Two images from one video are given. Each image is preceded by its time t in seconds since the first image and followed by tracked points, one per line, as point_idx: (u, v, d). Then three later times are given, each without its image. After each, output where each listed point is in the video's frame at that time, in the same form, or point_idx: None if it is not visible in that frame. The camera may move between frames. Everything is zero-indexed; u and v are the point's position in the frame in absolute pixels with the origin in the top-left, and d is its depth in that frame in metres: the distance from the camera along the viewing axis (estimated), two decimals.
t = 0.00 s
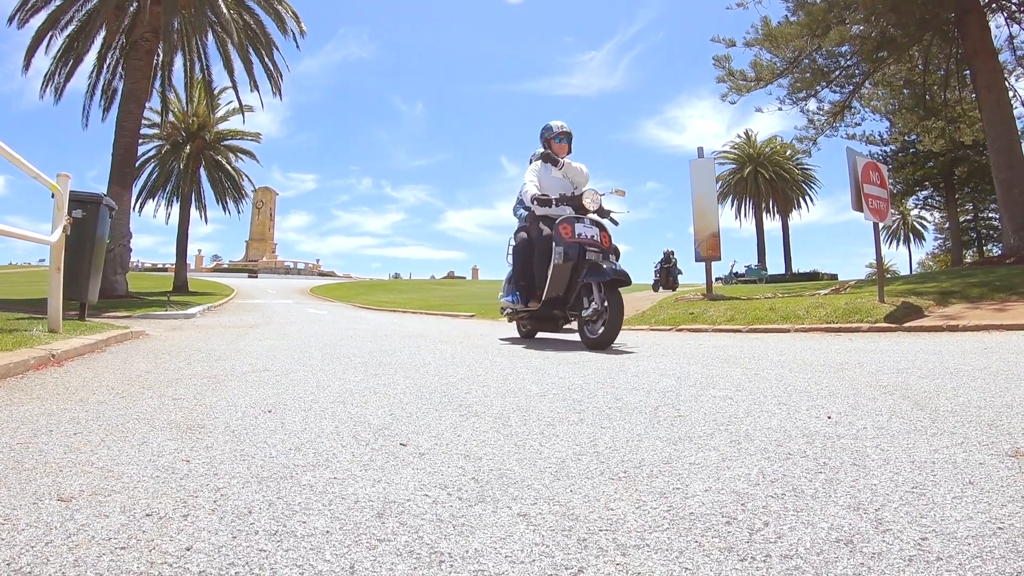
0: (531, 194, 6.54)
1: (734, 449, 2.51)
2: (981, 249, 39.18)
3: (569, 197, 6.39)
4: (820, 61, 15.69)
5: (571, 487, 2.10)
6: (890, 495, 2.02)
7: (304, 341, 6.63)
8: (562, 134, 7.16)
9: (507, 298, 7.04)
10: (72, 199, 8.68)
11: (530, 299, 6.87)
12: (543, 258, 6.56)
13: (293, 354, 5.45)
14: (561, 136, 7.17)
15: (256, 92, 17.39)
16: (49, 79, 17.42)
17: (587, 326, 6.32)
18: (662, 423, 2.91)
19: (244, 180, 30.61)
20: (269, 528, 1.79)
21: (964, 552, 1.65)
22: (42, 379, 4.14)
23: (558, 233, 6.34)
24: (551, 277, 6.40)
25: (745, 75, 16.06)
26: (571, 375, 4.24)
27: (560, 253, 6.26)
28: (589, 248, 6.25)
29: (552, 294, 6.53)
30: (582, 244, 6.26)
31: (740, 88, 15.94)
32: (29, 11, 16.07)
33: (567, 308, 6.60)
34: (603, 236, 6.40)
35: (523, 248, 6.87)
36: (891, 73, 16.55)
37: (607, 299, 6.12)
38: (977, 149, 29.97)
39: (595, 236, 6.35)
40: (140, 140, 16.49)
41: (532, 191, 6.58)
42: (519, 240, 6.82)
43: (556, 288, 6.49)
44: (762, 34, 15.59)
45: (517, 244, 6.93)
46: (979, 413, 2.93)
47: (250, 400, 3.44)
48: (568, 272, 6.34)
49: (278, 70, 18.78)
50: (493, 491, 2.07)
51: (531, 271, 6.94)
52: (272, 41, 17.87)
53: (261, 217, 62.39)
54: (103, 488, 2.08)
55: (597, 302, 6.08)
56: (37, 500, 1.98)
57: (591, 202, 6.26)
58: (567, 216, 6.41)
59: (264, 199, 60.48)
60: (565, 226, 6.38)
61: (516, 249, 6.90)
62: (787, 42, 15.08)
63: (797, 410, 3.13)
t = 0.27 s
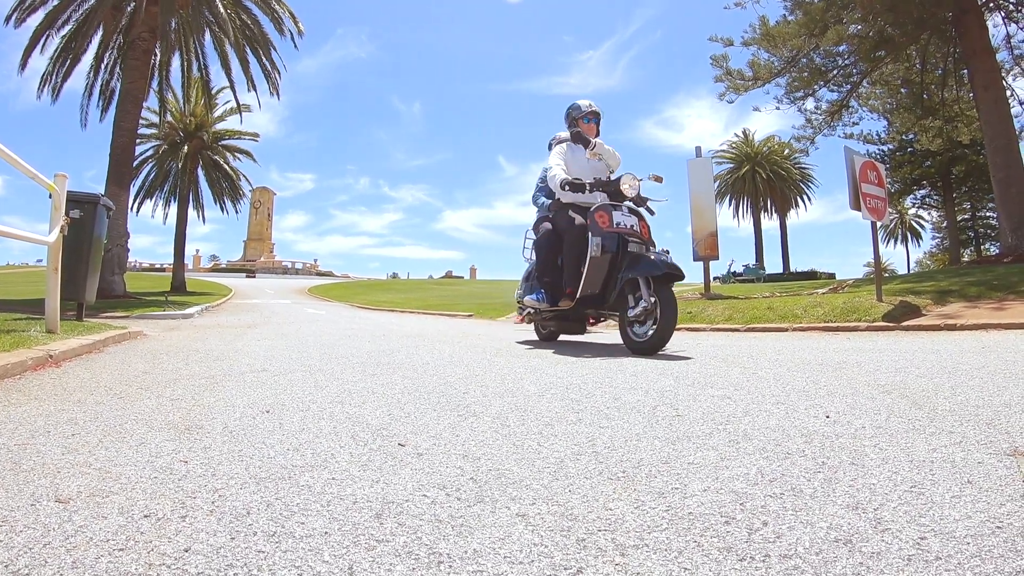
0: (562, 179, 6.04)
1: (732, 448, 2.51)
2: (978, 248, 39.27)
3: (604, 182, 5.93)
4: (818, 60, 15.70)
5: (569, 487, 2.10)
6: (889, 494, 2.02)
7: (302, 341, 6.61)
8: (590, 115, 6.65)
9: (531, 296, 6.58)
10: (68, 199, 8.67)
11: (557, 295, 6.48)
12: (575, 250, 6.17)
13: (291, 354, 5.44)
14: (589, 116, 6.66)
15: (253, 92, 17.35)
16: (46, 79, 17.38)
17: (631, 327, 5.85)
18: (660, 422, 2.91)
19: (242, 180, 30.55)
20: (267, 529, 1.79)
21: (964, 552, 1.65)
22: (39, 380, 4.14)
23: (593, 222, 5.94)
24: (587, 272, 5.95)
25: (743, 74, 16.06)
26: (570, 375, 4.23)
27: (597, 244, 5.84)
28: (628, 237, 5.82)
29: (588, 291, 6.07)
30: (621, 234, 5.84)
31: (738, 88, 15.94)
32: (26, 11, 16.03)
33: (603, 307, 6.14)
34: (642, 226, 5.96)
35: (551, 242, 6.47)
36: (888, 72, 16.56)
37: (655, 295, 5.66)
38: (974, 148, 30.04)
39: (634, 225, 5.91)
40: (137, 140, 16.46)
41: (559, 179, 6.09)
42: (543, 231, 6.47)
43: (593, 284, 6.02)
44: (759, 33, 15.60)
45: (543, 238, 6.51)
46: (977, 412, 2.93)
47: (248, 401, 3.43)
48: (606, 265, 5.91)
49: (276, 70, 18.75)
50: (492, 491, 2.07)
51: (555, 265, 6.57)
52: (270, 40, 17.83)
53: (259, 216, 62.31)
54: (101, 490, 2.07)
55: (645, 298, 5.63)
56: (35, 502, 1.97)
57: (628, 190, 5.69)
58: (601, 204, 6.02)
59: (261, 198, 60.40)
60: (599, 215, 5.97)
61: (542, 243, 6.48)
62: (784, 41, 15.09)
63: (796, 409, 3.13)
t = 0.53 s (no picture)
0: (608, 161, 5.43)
1: (732, 448, 2.51)
2: (975, 247, 39.33)
3: (653, 164, 5.31)
4: (816, 60, 15.71)
5: (569, 488, 2.10)
6: (888, 494, 2.02)
7: (301, 341, 6.61)
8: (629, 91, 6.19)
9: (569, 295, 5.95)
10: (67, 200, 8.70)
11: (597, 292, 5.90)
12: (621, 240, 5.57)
13: (290, 355, 5.43)
14: (628, 92, 6.19)
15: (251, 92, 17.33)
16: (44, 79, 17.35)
17: (693, 329, 5.24)
18: (659, 422, 2.91)
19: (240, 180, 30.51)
20: (266, 531, 1.78)
21: (963, 551, 1.65)
22: (38, 381, 4.14)
23: (645, 210, 5.32)
24: (638, 266, 5.31)
25: (741, 74, 16.07)
26: (569, 375, 4.23)
27: (650, 234, 5.23)
28: (685, 226, 5.27)
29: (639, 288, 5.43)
30: (676, 221, 5.27)
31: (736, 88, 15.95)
32: (23, 11, 16.00)
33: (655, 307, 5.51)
34: (694, 213, 5.42)
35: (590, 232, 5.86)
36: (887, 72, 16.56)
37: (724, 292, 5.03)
38: (971, 147, 30.07)
39: (686, 212, 5.36)
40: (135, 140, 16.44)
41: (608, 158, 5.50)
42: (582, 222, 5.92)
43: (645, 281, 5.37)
44: (758, 33, 15.60)
45: (580, 228, 5.91)
46: (976, 411, 2.93)
47: (246, 402, 3.43)
48: (660, 258, 5.28)
49: (273, 70, 18.73)
50: (491, 492, 2.07)
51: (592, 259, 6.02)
52: (267, 40, 17.82)
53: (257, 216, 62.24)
54: (99, 492, 2.07)
55: (712, 298, 5.01)
56: (34, 504, 1.97)
57: (682, 173, 5.21)
58: (651, 189, 5.41)
59: (259, 199, 60.34)
60: (651, 201, 5.35)
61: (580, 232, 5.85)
62: (782, 41, 15.10)
63: (795, 408, 3.14)
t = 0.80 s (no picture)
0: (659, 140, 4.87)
1: (731, 448, 2.51)
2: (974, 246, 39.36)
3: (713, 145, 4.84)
4: (815, 59, 15.70)
5: (568, 488, 2.10)
6: (888, 493, 2.02)
7: (299, 342, 6.61)
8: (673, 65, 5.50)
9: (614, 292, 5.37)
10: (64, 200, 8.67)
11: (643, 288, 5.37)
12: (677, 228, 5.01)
13: (288, 355, 5.43)
14: (673, 67, 5.51)
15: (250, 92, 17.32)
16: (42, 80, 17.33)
17: (767, 328, 4.80)
18: (658, 422, 2.91)
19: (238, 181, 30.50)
20: (265, 532, 1.78)
21: (963, 551, 1.65)
22: (36, 382, 4.13)
23: (704, 194, 4.86)
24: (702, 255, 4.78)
25: (739, 74, 16.08)
26: (567, 375, 4.23)
27: (713, 220, 4.76)
28: (749, 212, 4.85)
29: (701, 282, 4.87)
30: (739, 206, 4.84)
31: (734, 88, 15.96)
32: (21, 11, 15.98)
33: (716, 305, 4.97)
34: (754, 198, 5.01)
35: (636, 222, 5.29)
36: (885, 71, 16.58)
37: (806, 289, 4.56)
38: (971, 146, 30.06)
39: (747, 197, 4.95)
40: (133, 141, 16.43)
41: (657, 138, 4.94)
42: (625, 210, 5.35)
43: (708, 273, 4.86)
44: (756, 32, 15.61)
45: (624, 216, 5.37)
46: (975, 410, 2.93)
47: (246, 402, 3.42)
48: (723, 248, 4.80)
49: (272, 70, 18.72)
50: (489, 492, 2.07)
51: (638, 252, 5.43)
52: (266, 40, 17.80)
53: (256, 217, 62.20)
54: (98, 493, 2.06)
55: (792, 293, 4.53)
56: (32, 505, 1.96)
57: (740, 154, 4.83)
58: (708, 172, 4.95)
59: (258, 199, 60.31)
60: (710, 185, 4.89)
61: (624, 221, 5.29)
62: (781, 41, 15.11)
63: (794, 408, 3.14)
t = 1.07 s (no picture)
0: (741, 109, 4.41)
1: (731, 447, 2.51)
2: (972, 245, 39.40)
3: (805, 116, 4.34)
4: (813, 58, 15.72)
5: (567, 488, 2.10)
6: (888, 492, 2.02)
7: (299, 342, 6.60)
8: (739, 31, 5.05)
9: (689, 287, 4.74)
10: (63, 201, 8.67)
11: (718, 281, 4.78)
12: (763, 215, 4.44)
13: (287, 355, 5.42)
14: (738, 33, 5.05)
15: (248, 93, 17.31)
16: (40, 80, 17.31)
17: (882, 327, 4.07)
18: (657, 422, 2.91)
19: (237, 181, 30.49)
20: (265, 532, 1.78)
21: (963, 550, 1.65)
22: (35, 382, 4.12)
23: (802, 173, 4.35)
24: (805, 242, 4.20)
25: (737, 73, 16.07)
26: (567, 375, 4.22)
27: (815, 201, 4.22)
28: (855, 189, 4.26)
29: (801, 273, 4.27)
30: (841, 184, 4.28)
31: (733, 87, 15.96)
32: (19, 12, 15.96)
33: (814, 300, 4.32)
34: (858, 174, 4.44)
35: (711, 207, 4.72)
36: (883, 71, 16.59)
37: (928, 278, 3.84)
38: (970, 146, 30.05)
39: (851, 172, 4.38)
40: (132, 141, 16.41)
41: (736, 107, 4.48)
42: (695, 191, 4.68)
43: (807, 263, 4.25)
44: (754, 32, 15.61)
45: (693, 198, 4.69)
46: (975, 409, 2.93)
47: (245, 403, 3.42)
48: (823, 233, 4.21)
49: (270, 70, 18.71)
50: (489, 492, 2.07)
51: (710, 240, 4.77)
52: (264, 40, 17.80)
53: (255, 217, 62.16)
54: (97, 493, 2.06)
55: (917, 285, 3.77)
56: (32, 506, 1.96)
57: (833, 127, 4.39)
58: (801, 147, 4.42)
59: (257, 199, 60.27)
60: (805, 160, 4.36)
61: (695, 205, 4.69)
62: (779, 41, 15.12)
63: (793, 407, 3.14)
